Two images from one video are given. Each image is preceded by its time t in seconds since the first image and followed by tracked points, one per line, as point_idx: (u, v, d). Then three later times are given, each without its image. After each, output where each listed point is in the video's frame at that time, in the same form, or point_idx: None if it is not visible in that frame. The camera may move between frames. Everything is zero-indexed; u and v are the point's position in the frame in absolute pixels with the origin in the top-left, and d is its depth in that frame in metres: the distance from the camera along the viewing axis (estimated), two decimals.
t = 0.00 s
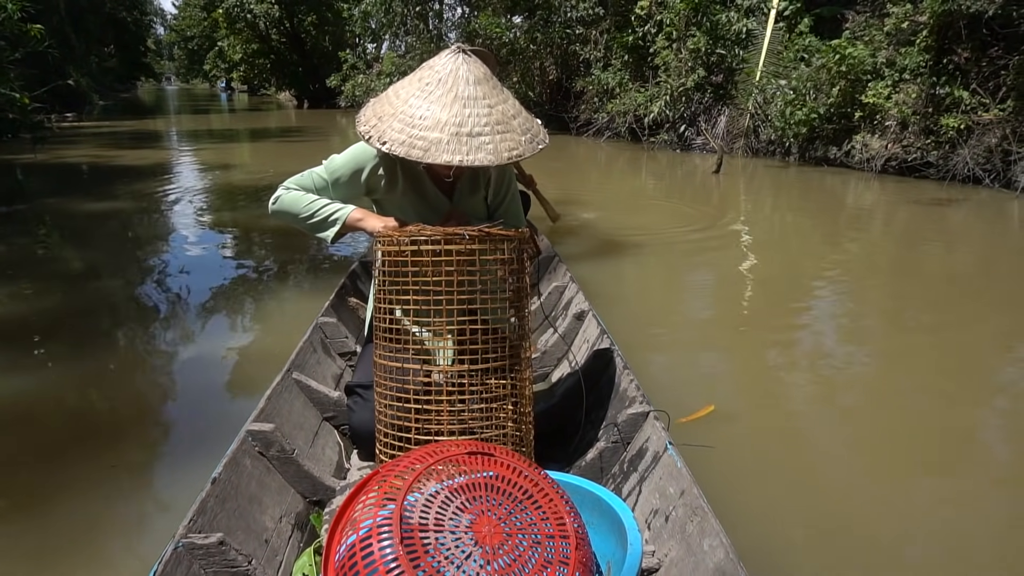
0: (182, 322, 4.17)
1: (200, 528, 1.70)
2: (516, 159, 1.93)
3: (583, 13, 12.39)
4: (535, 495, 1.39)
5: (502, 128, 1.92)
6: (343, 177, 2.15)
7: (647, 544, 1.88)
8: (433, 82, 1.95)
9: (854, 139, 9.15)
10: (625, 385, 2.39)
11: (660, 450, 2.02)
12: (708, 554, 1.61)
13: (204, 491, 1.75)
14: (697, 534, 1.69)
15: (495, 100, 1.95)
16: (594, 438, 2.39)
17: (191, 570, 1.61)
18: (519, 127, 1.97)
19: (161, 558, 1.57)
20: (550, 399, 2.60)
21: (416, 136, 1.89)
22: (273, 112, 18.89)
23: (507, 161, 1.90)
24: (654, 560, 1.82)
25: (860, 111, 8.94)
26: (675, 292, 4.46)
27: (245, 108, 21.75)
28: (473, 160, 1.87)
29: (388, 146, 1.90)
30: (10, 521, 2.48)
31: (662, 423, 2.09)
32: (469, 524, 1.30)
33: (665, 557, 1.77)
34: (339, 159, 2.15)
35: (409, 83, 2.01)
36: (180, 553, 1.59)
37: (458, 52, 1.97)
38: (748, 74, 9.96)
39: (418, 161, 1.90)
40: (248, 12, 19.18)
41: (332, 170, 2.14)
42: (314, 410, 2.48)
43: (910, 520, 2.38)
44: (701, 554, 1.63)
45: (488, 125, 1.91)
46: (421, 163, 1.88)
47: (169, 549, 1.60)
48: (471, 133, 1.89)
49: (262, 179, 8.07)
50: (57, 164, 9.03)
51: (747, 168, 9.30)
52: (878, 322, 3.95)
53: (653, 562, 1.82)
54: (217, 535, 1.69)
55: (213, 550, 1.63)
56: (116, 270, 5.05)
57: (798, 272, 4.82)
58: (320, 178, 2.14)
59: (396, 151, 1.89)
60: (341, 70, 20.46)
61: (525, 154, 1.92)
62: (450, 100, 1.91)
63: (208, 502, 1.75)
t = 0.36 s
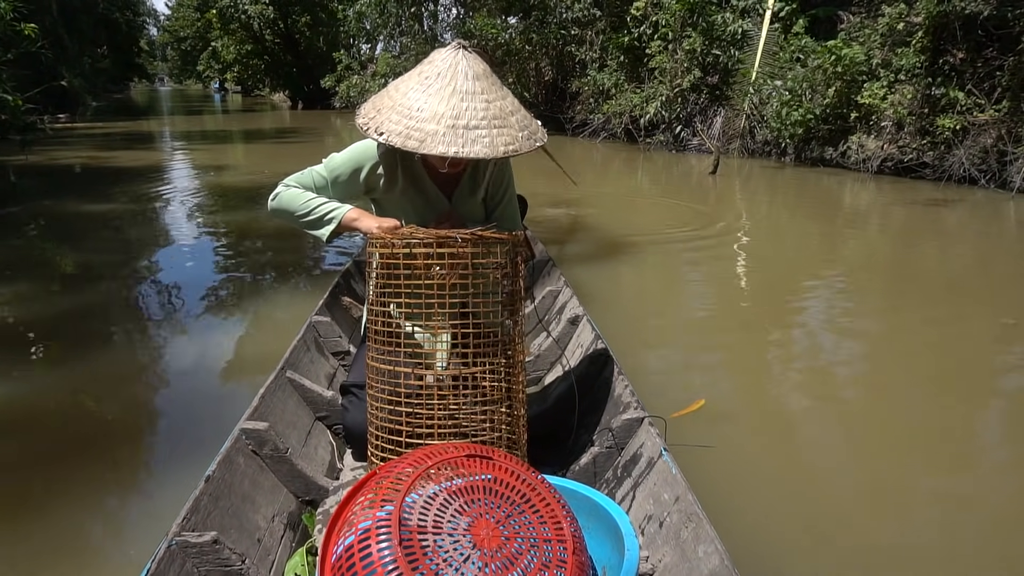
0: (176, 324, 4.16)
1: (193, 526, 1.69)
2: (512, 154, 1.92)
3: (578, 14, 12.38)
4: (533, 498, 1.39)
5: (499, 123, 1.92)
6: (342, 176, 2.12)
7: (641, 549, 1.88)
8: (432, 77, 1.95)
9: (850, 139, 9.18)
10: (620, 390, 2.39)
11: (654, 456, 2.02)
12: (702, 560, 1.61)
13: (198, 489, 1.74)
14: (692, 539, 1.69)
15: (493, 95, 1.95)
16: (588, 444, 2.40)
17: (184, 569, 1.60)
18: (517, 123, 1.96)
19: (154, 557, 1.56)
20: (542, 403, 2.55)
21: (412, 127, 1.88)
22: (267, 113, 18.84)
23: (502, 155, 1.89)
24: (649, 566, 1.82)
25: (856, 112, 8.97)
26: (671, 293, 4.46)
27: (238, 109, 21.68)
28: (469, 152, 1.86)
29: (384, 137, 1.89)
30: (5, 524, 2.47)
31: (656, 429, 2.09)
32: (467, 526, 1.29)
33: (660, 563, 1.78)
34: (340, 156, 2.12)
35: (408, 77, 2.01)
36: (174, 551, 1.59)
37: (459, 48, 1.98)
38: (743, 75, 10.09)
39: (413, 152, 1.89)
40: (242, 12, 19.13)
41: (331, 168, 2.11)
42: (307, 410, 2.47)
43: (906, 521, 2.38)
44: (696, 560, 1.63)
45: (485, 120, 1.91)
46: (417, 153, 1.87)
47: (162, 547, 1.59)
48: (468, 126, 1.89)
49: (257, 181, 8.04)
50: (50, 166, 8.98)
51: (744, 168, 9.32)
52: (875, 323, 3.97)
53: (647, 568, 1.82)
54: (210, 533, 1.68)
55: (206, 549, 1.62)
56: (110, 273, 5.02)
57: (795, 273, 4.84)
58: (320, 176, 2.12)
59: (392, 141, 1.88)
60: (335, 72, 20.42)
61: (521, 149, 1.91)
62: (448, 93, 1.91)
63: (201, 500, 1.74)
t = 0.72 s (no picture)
0: (175, 326, 4.15)
1: (188, 524, 1.68)
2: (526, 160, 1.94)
3: (576, 15, 12.35)
4: (530, 501, 1.39)
5: (514, 128, 1.93)
6: (342, 170, 2.13)
7: (637, 553, 1.88)
8: (446, 79, 1.94)
9: (850, 140, 9.19)
10: (615, 395, 2.39)
11: (650, 460, 2.01)
12: (698, 565, 1.60)
13: (194, 486, 1.74)
14: (687, 544, 1.69)
15: (506, 101, 1.97)
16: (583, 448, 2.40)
17: (179, 566, 1.60)
18: (530, 129, 1.98)
19: (149, 554, 1.56)
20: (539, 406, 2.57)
21: (428, 130, 1.87)
22: (264, 115, 18.82)
23: (517, 160, 1.91)
24: (644, 569, 1.82)
25: (856, 114, 8.99)
26: (670, 294, 4.46)
27: (236, 110, 21.67)
28: (486, 157, 1.87)
29: (399, 138, 1.88)
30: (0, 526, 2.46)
31: (652, 433, 2.08)
32: (465, 527, 1.29)
33: (655, 567, 1.77)
34: (342, 151, 2.12)
35: (421, 79, 2.00)
36: (168, 549, 1.58)
37: (473, 52, 1.98)
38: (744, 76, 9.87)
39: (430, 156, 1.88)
40: (240, 14, 19.10)
41: (332, 161, 2.11)
42: (302, 408, 2.47)
43: (905, 523, 2.38)
44: (692, 564, 1.63)
45: (499, 125, 1.92)
46: (434, 157, 1.87)
47: (156, 544, 1.59)
48: (484, 131, 1.90)
49: (256, 183, 8.03)
50: (48, 167, 8.96)
51: (743, 170, 9.33)
52: (874, 324, 3.97)
53: (642, 572, 1.81)
54: (205, 531, 1.67)
55: (202, 547, 1.62)
56: (108, 275, 5.01)
57: (795, 274, 4.84)
58: (323, 170, 2.12)
59: (408, 144, 1.87)
60: (333, 73, 20.40)
61: (535, 155, 1.93)
62: (464, 98, 1.91)
63: (197, 497, 1.74)
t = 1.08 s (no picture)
0: (175, 327, 4.15)
1: (186, 531, 1.68)
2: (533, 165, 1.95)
3: (576, 16, 12.30)
4: (527, 500, 1.39)
5: (522, 135, 1.95)
6: (341, 167, 2.09)
7: (636, 548, 1.87)
8: (457, 83, 1.94)
9: (851, 141, 9.20)
10: (613, 390, 2.39)
11: (649, 455, 2.01)
12: (697, 559, 1.60)
13: (192, 494, 1.74)
14: (686, 538, 1.68)
15: (514, 106, 1.98)
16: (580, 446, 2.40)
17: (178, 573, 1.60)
18: (536, 135, 2.00)
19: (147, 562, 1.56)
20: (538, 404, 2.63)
21: (440, 132, 1.87)
22: (263, 116, 18.82)
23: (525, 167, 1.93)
24: (643, 564, 1.82)
25: (856, 114, 9.00)
26: (670, 296, 4.45)
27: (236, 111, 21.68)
28: (496, 162, 1.88)
29: (410, 140, 1.87)
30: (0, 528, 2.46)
31: (650, 428, 2.08)
32: (462, 527, 1.29)
33: (654, 562, 1.77)
34: (343, 147, 2.09)
35: (430, 81, 1.99)
36: (167, 556, 1.58)
37: (483, 56, 1.98)
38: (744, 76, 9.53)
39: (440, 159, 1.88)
40: (239, 15, 19.10)
41: (331, 156, 2.08)
42: (301, 412, 2.46)
43: (904, 523, 2.39)
44: (690, 558, 1.63)
45: (509, 131, 1.93)
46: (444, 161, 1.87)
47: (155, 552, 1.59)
48: (494, 137, 1.90)
49: (256, 184, 8.03)
50: (47, 168, 8.96)
51: (744, 171, 9.34)
52: (875, 324, 3.98)
53: (642, 567, 1.81)
54: (203, 538, 1.67)
55: (200, 554, 1.62)
56: (109, 277, 5.01)
57: (796, 275, 4.85)
58: (322, 164, 2.08)
59: (419, 146, 1.87)
60: (332, 74, 20.41)
61: (542, 162, 1.94)
62: (475, 102, 1.92)
63: (195, 505, 1.74)
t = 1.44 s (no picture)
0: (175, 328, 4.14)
1: (185, 536, 1.68)
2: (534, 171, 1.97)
3: (578, 17, 12.28)
4: (526, 502, 1.38)
5: (524, 140, 1.95)
6: (341, 166, 2.07)
7: (635, 550, 1.87)
8: (462, 88, 1.93)
9: (853, 142, 9.18)
10: (611, 392, 2.39)
11: (647, 456, 2.01)
12: (696, 560, 1.60)
13: (190, 498, 1.74)
14: (685, 539, 1.68)
15: (517, 111, 1.98)
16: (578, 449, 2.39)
17: None
18: (536, 140, 2.01)
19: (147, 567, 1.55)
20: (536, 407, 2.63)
21: (445, 137, 1.87)
22: (264, 117, 18.83)
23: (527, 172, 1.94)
24: (642, 566, 1.81)
25: (859, 115, 8.99)
26: (672, 297, 4.45)
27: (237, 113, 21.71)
28: (500, 168, 1.88)
29: (416, 144, 1.86)
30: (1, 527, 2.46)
31: (648, 429, 2.07)
32: (460, 530, 1.28)
33: (654, 563, 1.76)
34: (343, 145, 2.08)
35: (434, 84, 1.98)
36: (166, 561, 1.58)
37: (487, 62, 1.98)
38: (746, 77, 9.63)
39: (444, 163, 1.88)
40: (240, 16, 19.13)
41: (332, 154, 2.06)
42: (299, 416, 2.45)
43: (905, 524, 2.38)
44: (689, 560, 1.63)
45: (512, 137, 1.94)
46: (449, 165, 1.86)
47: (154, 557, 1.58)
48: (498, 142, 1.91)
49: (256, 185, 8.03)
50: (49, 170, 8.95)
51: (746, 172, 9.33)
52: (878, 325, 3.98)
53: (641, 568, 1.81)
54: (202, 543, 1.67)
55: (199, 559, 1.61)
56: (109, 278, 5.00)
57: (799, 276, 4.85)
58: (322, 163, 2.06)
59: (425, 150, 1.86)
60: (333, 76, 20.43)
61: (543, 168, 1.96)
62: (479, 107, 1.91)
63: (194, 510, 1.74)
